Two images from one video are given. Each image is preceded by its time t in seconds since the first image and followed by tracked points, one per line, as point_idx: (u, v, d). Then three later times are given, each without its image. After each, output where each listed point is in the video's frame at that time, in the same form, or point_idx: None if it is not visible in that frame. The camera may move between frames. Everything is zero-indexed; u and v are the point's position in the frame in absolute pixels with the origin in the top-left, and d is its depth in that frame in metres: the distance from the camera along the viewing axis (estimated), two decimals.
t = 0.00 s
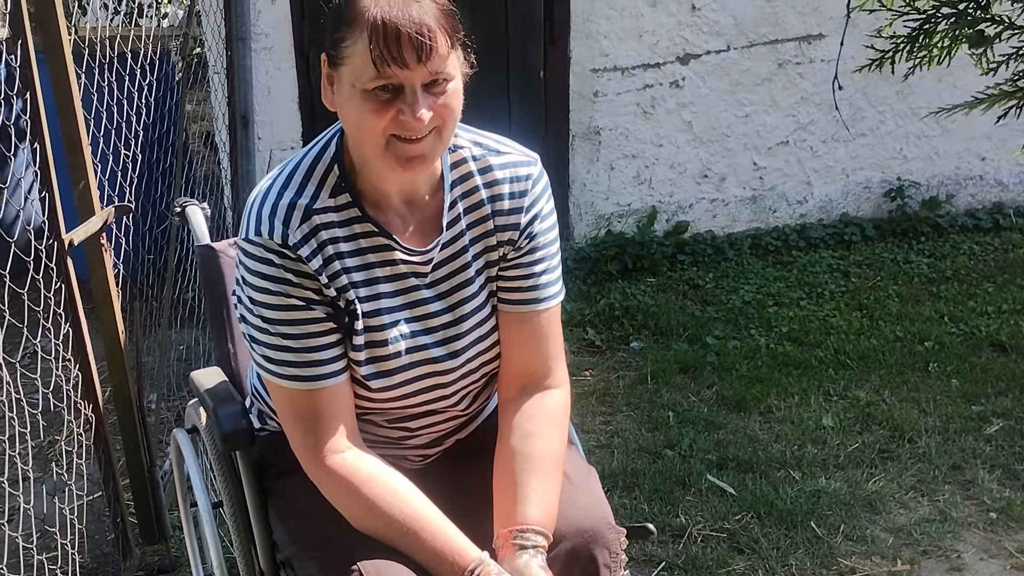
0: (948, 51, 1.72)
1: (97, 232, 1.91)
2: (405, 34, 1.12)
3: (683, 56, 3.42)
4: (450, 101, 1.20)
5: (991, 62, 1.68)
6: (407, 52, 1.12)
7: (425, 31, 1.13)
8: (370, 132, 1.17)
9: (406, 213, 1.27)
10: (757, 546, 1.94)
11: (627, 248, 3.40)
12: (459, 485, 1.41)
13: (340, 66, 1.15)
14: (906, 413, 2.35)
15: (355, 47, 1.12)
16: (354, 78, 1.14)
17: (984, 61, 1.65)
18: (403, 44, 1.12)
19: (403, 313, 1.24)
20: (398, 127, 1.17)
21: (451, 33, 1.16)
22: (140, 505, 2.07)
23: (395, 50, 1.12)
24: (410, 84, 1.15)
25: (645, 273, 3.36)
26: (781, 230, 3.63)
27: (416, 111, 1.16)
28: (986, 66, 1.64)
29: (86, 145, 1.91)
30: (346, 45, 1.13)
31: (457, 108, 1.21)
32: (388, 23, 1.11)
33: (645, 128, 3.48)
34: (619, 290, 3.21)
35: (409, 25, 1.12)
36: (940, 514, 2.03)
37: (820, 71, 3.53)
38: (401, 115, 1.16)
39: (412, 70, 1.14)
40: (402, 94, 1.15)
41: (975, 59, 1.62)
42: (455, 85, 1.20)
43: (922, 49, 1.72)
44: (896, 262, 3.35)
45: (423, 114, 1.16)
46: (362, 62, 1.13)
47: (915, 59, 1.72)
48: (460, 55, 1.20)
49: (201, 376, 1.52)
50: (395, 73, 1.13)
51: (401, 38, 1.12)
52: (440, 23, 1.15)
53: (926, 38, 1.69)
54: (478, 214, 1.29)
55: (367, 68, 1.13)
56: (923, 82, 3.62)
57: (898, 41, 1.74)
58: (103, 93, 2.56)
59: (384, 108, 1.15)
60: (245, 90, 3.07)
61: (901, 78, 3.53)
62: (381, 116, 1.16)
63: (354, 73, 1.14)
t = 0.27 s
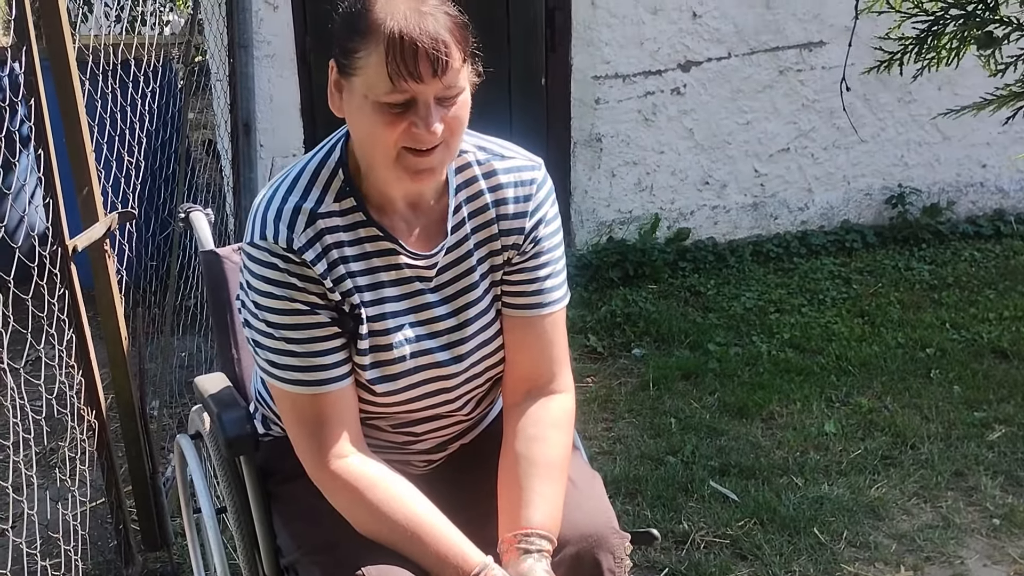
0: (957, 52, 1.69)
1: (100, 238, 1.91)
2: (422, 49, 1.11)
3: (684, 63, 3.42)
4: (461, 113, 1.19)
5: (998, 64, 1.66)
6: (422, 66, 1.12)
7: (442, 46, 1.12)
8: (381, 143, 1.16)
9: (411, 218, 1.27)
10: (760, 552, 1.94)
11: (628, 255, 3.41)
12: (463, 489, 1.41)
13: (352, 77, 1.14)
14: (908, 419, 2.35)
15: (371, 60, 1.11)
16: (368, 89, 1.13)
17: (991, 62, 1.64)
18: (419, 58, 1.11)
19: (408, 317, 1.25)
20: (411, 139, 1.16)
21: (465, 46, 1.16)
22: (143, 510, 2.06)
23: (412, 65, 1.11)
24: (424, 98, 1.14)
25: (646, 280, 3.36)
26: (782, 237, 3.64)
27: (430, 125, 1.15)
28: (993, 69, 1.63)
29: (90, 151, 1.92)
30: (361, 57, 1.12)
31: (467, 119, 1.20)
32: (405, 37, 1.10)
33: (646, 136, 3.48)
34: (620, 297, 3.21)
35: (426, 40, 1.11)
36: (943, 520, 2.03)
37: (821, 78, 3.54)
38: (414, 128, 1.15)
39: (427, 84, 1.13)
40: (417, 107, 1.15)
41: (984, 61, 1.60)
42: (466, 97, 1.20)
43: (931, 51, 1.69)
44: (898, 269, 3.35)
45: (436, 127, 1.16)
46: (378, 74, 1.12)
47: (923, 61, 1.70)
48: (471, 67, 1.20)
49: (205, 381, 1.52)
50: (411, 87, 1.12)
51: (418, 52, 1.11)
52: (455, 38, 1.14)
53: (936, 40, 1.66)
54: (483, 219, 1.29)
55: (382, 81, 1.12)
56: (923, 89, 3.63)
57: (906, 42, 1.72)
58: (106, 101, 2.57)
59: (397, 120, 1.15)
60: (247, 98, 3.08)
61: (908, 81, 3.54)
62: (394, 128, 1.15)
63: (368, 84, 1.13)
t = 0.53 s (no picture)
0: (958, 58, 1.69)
1: (100, 242, 1.91)
2: (431, 61, 1.10)
3: (683, 67, 3.43)
4: (465, 122, 1.19)
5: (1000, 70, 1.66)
6: (431, 78, 1.11)
7: (450, 58, 1.12)
8: (386, 152, 1.16)
9: (411, 223, 1.27)
10: (760, 556, 1.94)
11: (628, 259, 3.41)
12: (464, 494, 1.41)
13: (358, 86, 1.13)
14: (909, 423, 2.35)
15: (378, 71, 1.11)
16: (374, 100, 1.12)
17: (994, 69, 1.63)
18: (427, 70, 1.11)
19: (409, 322, 1.24)
20: (416, 150, 1.16)
21: (472, 57, 1.15)
22: (142, 515, 2.06)
23: (420, 77, 1.10)
24: (431, 109, 1.13)
25: (646, 283, 3.36)
26: (782, 240, 3.64)
27: (436, 136, 1.15)
28: (995, 74, 1.63)
29: (89, 156, 1.92)
30: (368, 68, 1.11)
31: (470, 128, 1.20)
32: (413, 49, 1.10)
33: (646, 139, 3.49)
34: (620, 301, 3.21)
35: (434, 52, 1.10)
36: (943, 524, 2.03)
37: (821, 82, 3.54)
38: (421, 138, 1.15)
39: (435, 96, 1.13)
40: (423, 118, 1.14)
41: (985, 66, 1.59)
42: (470, 106, 1.19)
43: (932, 57, 1.68)
44: (897, 272, 3.35)
45: (442, 138, 1.16)
46: (385, 86, 1.11)
47: (925, 67, 1.69)
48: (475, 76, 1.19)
49: (205, 386, 1.52)
50: (418, 99, 1.12)
51: (426, 64, 1.10)
52: (462, 49, 1.14)
53: (937, 45, 1.66)
54: (484, 223, 1.29)
55: (389, 92, 1.11)
56: (923, 92, 3.63)
57: (908, 48, 1.71)
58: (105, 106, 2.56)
59: (403, 131, 1.14)
60: (247, 102, 3.08)
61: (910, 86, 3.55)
62: (400, 138, 1.15)
63: (375, 95, 1.12)
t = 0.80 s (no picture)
0: (958, 51, 1.68)
1: (100, 240, 1.91)
2: (431, 60, 1.10)
3: (683, 65, 3.43)
4: (465, 120, 1.19)
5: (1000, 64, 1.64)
6: (431, 77, 1.11)
7: (450, 57, 1.11)
8: (386, 151, 1.16)
9: (411, 220, 1.27)
10: (761, 554, 1.94)
11: (628, 257, 3.41)
12: (463, 490, 1.41)
13: (358, 85, 1.13)
14: (909, 421, 2.35)
15: (378, 70, 1.10)
16: (374, 99, 1.12)
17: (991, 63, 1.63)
18: (427, 69, 1.10)
19: (408, 319, 1.24)
20: (417, 149, 1.15)
21: (472, 55, 1.15)
22: (142, 513, 2.06)
23: (420, 76, 1.10)
24: (431, 108, 1.13)
25: (646, 281, 3.36)
26: (781, 238, 3.64)
27: (436, 134, 1.15)
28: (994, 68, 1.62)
29: (89, 154, 1.92)
30: (368, 67, 1.11)
31: (471, 125, 1.20)
32: (413, 48, 1.09)
33: (646, 137, 3.48)
34: (620, 299, 3.21)
35: (434, 51, 1.10)
36: (943, 522, 2.03)
37: (820, 80, 3.54)
38: (421, 137, 1.14)
39: (435, 95, 1.12)
40: (423, 117, 1.14)
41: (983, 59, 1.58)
42: (471, 104, 1.19)
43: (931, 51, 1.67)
44: (897, 270, 3.35)
45: (443, 136, 1.15)
46: (385, 85, 1.11)
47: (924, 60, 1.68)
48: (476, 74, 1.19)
49: (205, 383, 1.52)
50: (418, 98, 1.11)
51: (426, 63, 1.10)
52: (462, 47, 1.13)
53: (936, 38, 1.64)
54: (484, 220, 1.29)
55: (389, 92, 1.11)
56: (922, 90, 3.63)
57: (907, 41, 1.70)
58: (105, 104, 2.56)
59: (403, 129, 1.14)
60: (247, 100, 3.08)
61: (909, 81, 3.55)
62: (400, 137, 1.14)
63: (375, 94, 1.12)
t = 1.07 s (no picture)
0: (955, 42, 1.64)
1: (100, 237, 1.91)
2: (431, 59, 1.10)
3: (683, 63, 3.43)
4: (466, 118, 1.19)
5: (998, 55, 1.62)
6: (431, 76, 1.11)
7: (450, 56, 1.11)
8: (387, 149, 1.16)
9: (411, 217, 1.27)
10: (761, 551, 1.94)
11: (628, 255, 3.41)
12: (463, 487, 1.41)
13: (358, 84, 1.13)
14: (908, 418, 2.35)
15: (378, 69, 1.10)
16: (374, 98, 1.12)
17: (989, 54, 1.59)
18: (427, 68, 1.10)
19: (407, 315, 1.24)
20: (417, 148, 1.16)
21: (472, 55, 1.15)
22: (142, 511, 2.06)
23: (419, 75, 1.10)
24: (431, 107, 1.13)
25: (646, 280, 3.37)
26: (781, 237, 3.64)
27: (436, 133, 1.15)
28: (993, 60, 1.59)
29: (89, 151, 1.92)
30: (367, 66, 1.11)
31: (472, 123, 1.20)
32: (413, 47, 1.09)
33: (645, 135, 3.49)
34: (620, 297, 3.21)
35: (434, 50, 1.10)
36: (943, 518, 2.03)
37: (820, 78, 3.54)
38: (422, 136, 1.15)
39: (435, 94, 1.12)
40: (424, 116, 1.14)
41: (983, 50, 1.55)
42: (471, 102, 1.19)
43: (929, 42, 1.64)
44: (897, 268, 3.34)
45: (443, 135, 1.15)
46: (385, 84, 1.11)
47: (923, 51, 1.65)
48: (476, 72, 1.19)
49: (205, 380, 1.52)
50: (418, 97, 1.12)
51: (426, 62, 1.10)
52: (462, 46, 1.13)
53: (934, 29, 1.61)
54: (483, 217, 1.29)
55: (389, 90, 1.11)
56: (922, 88, 3.63)
57: (904, 33, 1.67)
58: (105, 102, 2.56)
59: (403, 128, 1.14)
60: (246, 99, 3.09)
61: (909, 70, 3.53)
62: (401, 135, 1.15)
63: (375, 93, 1.12)
